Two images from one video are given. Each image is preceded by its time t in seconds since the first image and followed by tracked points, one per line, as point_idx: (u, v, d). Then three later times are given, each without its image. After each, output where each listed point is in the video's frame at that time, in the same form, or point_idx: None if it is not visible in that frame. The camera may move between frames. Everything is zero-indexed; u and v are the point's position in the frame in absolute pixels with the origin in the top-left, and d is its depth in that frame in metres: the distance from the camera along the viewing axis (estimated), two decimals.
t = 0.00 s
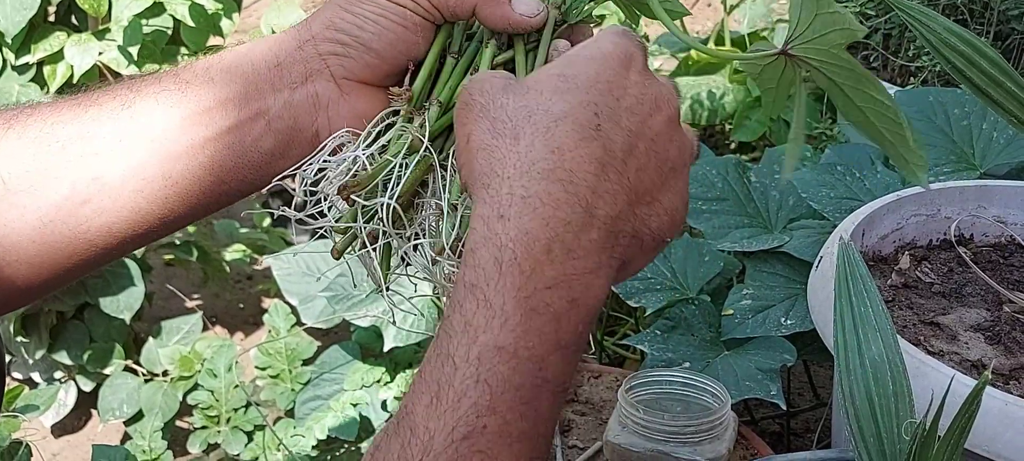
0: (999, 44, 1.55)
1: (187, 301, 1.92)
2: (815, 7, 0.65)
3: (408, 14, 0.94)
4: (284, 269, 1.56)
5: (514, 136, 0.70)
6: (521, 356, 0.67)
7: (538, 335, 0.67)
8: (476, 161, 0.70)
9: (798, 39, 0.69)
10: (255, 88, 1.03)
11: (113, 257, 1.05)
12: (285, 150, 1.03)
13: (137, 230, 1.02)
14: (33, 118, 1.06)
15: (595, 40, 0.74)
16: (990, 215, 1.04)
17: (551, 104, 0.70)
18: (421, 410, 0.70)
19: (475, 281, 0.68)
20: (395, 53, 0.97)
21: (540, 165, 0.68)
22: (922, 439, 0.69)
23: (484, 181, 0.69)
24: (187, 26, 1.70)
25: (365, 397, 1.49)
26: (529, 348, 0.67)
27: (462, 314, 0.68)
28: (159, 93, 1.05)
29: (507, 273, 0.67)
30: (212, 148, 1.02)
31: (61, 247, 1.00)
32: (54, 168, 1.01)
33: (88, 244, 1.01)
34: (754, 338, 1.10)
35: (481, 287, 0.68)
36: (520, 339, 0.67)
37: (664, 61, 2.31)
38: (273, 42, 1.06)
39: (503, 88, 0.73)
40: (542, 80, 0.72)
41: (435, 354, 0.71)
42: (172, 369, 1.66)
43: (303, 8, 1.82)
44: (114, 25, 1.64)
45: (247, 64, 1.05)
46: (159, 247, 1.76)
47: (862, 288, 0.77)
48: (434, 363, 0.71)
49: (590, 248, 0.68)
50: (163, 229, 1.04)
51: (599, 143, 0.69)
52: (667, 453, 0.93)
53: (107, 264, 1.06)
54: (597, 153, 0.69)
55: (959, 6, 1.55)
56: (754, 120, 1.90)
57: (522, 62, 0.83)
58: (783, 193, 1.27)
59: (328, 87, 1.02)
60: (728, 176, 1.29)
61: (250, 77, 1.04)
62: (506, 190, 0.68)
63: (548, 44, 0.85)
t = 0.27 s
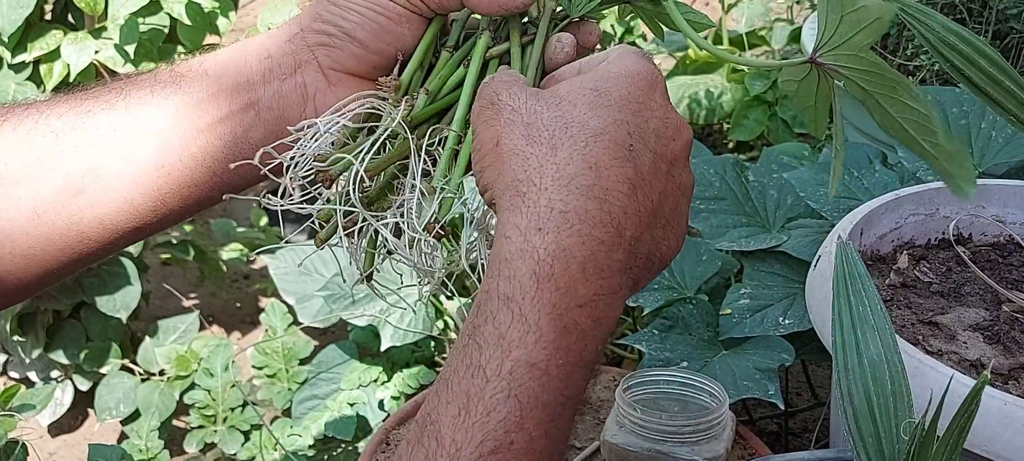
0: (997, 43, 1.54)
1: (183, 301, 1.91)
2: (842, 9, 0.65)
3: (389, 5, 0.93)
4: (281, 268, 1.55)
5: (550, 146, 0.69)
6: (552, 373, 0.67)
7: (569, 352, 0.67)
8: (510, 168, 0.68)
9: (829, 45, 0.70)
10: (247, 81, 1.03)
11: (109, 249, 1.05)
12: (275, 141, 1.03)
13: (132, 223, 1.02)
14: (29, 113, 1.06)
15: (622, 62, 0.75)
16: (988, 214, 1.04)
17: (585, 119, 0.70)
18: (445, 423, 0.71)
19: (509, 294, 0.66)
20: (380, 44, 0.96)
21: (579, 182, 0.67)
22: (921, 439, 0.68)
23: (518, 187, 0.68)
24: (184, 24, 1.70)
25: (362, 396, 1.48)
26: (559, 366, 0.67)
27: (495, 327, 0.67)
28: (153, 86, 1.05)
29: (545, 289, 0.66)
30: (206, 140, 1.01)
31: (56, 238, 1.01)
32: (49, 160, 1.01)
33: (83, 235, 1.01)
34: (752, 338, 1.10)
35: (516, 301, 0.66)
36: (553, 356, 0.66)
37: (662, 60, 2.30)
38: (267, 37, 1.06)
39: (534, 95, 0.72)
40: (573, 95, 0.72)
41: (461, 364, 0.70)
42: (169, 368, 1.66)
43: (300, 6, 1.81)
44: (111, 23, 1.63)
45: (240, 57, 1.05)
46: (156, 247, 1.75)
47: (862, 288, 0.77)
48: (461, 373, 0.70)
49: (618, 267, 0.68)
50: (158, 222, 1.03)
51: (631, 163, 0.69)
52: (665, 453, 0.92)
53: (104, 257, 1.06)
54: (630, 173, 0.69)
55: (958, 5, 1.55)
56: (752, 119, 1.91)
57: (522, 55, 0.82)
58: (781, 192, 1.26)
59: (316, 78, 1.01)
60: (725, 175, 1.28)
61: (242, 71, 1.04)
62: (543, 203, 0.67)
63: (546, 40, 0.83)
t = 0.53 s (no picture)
0: (998, 46, 1.54)
1: (186, 303, 1.92)
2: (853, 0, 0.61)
3: (390, 14, 0.92)
4: (283, 270, 1.56)
5: (577, 156, 0.69)
6: (569, 385, 0.67)
7: (586, 365, 0.67)
8: (536, 172, 0.69)
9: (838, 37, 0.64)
10: (255, 88, 1.03)
11: (115, 253, 1.05)
12: (281, 149, 1.04)
13: (137, 227, 1.02)
14: (36, 117, 1.07)
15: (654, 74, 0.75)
16: (989, 217, 1.04)
17: (615, 132, 0.70)
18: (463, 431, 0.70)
19: (530, 304, 0.67)
20: (380, 53, 0.96)
21: (603, 197, 0.67)
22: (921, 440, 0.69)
23: (544, 194, 0.68)
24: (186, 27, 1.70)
25: (364, 398, 1.48)
26: (576, 379, 0.67)
27: (515, 336, 0.67)
28: (161, 93, 1.06)
29: (566, 302, 0.66)
30: (212, 146, 1.01)
31: (62, 242, 1.01)
32: (56, 164, 1.02)
33: (89, 239, 1.02)
34: (753, 339, 1.10)
35: (537, 311, 0.66)
36: (570, 368, 0.67)
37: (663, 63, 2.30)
38: (275, 44, 1.06)
39: (564, 102, 0.72)
40: (599, 107, 0.71)
41: (479, 372, 0.70)
42: (171, 370, 1.66)
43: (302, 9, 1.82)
44: (113, 26, 1.64)
45: (248, 65, 1.06)
46: (158, 249, 1.76)
47: (862, 290, 0.77)
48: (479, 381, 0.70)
49: (635, 284, 0.69)
50: (164, 226, 1.04)
51: (655, 180, 0.69)
52: (667, 454, 0.92)
53: (109, 260, 1.06)
54: (652, 190, 0.69)
55: (958, 8, 1.55)
56: (753, 122, 1.90)
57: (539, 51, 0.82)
58: (783, 194, 1.27)
59: (320, 86, 1.02)
60: (726, 177, 1.29)
61: (249, 78, 1.04)
62: (568, 214, 0.67)
63: (556, 38, 0.84)
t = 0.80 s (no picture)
0: (997, 48, 1.55)
1: (186, 304, 1.92)
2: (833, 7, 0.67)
3: (400, 29, 0.93)
4: (283, 272, 1.56)
5: (585, 170, 0.69)
6: (574, 396, 0.67)
7: (589, 377, 0.68)
8: (542, 185, 0.69)
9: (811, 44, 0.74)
10: (259, 97, 1.04)
11: (118, 261, 1.05)
12: (285, 158, 1.04)
13: (142, 236, 1.02)
14: (40, 126, 1.07)
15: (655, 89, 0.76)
16: (987, 219, 1.04)
17: (621, 149, 0.70)
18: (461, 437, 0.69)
19: (536, 316, 0.67)
20: (388, 66, 0.97)
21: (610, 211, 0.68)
22: (919, 442, 0.69)
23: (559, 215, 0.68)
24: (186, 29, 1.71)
25: (364, 399, 1.48)
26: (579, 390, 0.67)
27: (522, 347, 0.67)
28: (164, 102, 1.06)
29: (572, 315, 0.66)
30: (217, 156, 1.02)
31: (67, 251, 1.01)
32: (62, 173, 1.02)
33: (94, 248, 1.01)
34: (752, 341, 1.10)
35: (544, 323, 0.66)
36: (576, 379, 0.67)
37: (663, 65, 2.31)
38: (279, 53, 1.07)
39: (569, 115, 0.73)
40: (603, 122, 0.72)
41: (485, 381, 0.70)
42: (171, 372, 1.67)
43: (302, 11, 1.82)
44: (113, 28, 1.64)
45: (252, 73, 1.07)
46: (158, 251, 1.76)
47: (861, 292, 0.77)
48: (485, 390, 0.70)
49: (635, 299, 0.70)
50: (168, 235, 1.04)
51: (657, 197, 0.70)
52: (666, 456, 0.93)
53: (113, 268, 1.06)
54: (654, 207, 0.70)
55: (958, 10, 1.56)
56: (752, 123, 1.89)
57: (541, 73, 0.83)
58: (782, 196, 1.27)
59: (326, 97, 1.03)
60: (726, 180, 1.29)
61: (253, 87, 1.05)
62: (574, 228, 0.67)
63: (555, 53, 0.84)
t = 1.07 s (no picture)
0: (996, 50, 1.55)
1: (186, 307, 1.92)
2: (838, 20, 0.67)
3: (396, 30, 0.93)
4: (283, 275, 1.56)
5: (584, 180, 0.69)
6: (571, 402, 0.67)
7: (587, 384, 0.68)
8: (542, 192, 0.70)
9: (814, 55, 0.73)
10: (258, 100, 1.04)
11: (118, 262, 1.05)
12: (284, 161, 1.05)
13: (142, 236, 1.02)
14: (40, 126, 1.07)
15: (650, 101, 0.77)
16: (987, 221, 1.04)
17: (619, 159, 0.71)
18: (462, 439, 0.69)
19: (535, 322, 0.67)
20: (385, 68, 0.97)
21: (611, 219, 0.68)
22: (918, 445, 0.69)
23: (561, 225, 0.68)
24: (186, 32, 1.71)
25: (364, 402, 1.49)
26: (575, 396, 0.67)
27: (521, 353, 0.67)
28: (164, 103, 1.06)
29: (571, 322, 0.66)
30: (216, 157, 1.02)
31: (67, 252, 1.01)
32: (61, 174, 1.01)
33: (95, 248, 1.02)
34: (752, 344, 1.10)
35: (543, 330, 0.66)
36: (574, 386, 0.67)
37: (663, 67, 2.31)
38: (277, 55, 1.06)
39: (569, 124, 0.73)
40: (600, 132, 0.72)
41: (482, 386, 0.69)
42: (171, 375, 1.67)
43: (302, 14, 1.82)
44: (113, 31, 1.64)
45: (251, 75, 1.06)
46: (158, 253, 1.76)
47: (860, 295, 0.77)
48: (482, 395, 0.69)
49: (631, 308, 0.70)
50: (168, 235, 1.04)
51: (654, 207, 0.71)
52: (665, 459, 0.93)
53: (112, 268, 1.06)
54: (651, 217, 0.70)
55: (957, 12, 1.56)
56: (752, 126, 1.89)
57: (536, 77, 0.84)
58: (782, 199, 1.27)
59: (323, 100, 1.03)
60: (725, 182, 1.29)
61: (252, 90, 1.05)
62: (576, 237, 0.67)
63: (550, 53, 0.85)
